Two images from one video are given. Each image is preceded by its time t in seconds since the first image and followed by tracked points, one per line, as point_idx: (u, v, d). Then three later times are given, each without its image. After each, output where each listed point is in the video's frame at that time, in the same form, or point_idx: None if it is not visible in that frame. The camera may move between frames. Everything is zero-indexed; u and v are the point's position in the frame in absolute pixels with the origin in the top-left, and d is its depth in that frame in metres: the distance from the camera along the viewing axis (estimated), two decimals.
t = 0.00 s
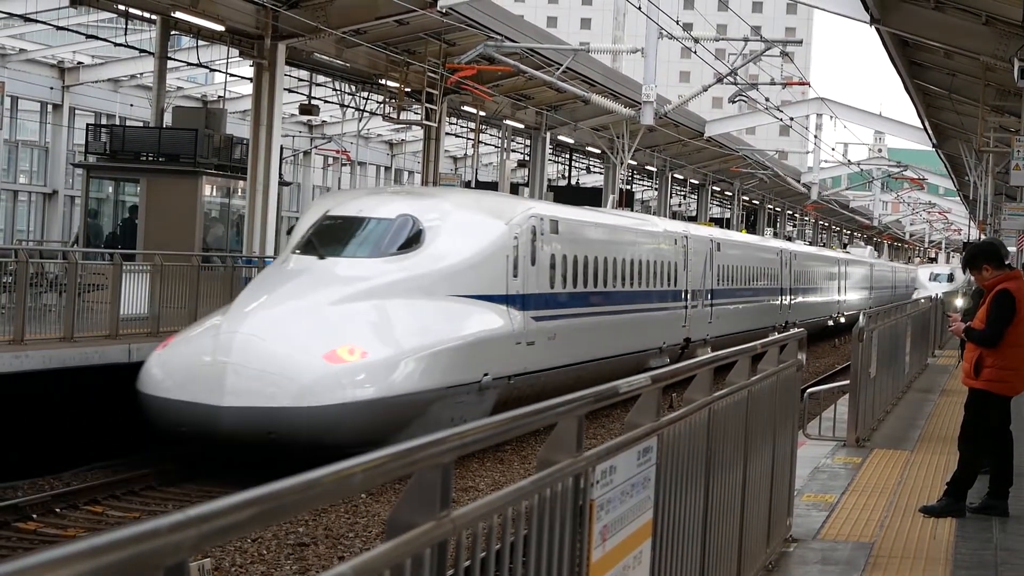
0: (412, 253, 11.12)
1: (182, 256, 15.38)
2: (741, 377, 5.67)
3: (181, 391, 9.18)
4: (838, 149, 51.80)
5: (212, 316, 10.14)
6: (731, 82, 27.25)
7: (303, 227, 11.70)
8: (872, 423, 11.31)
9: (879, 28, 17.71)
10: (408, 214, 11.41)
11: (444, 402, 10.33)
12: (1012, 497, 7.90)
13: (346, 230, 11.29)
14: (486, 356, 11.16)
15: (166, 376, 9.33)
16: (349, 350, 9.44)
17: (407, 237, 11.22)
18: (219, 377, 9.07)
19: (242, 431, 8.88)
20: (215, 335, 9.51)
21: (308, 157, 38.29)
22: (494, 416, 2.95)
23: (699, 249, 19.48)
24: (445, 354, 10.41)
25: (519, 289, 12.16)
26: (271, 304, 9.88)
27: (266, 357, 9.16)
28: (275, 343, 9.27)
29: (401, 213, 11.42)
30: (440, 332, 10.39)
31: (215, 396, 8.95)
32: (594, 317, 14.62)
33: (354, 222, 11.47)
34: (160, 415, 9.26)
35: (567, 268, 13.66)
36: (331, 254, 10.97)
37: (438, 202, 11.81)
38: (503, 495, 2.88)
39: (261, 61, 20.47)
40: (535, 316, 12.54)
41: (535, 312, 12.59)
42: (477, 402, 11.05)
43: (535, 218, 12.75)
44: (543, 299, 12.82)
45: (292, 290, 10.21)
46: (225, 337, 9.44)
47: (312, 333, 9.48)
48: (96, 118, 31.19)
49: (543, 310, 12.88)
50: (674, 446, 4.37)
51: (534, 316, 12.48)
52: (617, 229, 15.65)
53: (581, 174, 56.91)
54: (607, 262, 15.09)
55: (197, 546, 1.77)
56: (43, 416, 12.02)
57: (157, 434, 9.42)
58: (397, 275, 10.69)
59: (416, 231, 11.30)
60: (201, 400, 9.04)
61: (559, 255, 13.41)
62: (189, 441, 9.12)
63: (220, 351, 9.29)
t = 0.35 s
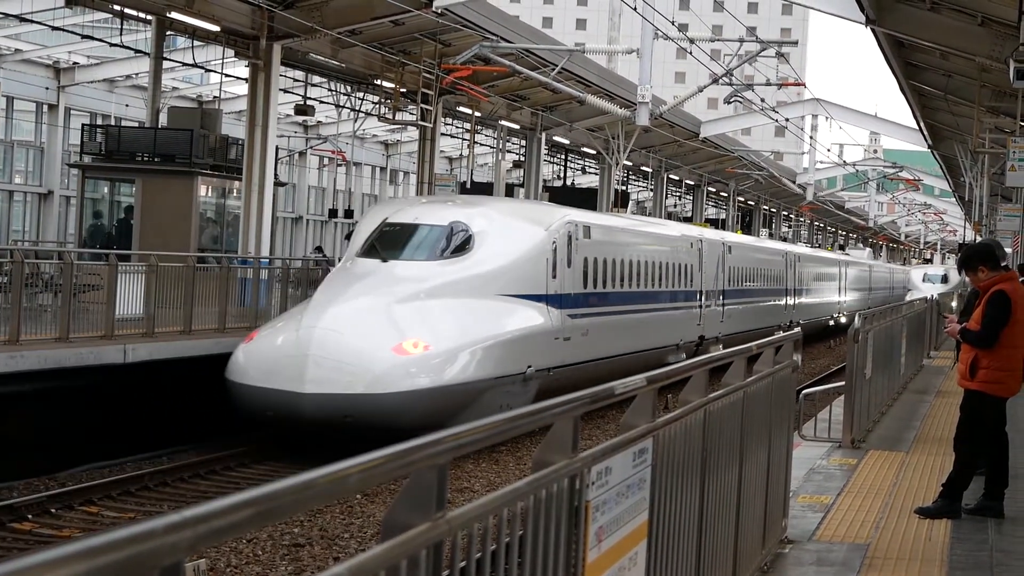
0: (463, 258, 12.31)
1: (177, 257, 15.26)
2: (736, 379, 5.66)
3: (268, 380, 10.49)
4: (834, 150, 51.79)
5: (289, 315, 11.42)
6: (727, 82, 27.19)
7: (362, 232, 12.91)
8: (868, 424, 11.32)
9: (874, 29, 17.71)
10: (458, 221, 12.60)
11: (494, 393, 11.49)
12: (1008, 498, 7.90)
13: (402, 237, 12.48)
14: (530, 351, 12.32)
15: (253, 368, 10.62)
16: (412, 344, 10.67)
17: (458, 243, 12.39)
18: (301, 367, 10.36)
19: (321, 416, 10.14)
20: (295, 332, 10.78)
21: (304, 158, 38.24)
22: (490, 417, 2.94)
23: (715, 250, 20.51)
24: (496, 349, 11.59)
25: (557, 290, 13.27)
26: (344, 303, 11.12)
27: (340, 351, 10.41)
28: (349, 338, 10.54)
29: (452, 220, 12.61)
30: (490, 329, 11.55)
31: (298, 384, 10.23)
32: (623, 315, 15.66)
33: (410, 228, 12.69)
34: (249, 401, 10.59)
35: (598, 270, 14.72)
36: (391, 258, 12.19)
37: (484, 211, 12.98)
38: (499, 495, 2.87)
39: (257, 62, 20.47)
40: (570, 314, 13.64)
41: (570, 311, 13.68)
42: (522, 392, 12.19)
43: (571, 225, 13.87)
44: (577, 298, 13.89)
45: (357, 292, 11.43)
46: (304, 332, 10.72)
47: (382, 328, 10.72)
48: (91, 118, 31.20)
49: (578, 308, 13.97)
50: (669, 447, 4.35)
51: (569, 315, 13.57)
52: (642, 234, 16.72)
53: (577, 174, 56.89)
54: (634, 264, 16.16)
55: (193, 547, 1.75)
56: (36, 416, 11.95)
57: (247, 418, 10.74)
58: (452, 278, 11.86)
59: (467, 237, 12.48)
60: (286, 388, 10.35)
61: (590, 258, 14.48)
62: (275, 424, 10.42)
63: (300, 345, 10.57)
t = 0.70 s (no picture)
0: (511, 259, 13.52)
1: (176, 256, 15.23)
2: (734, 379, 5.66)
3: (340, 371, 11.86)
4: (832, 150, 51.78)
5: (356, 312, 12.76)
6: (726, 82, 27.18)
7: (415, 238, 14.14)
8: (866, 424, 11.32)
9: (873, 29, 17.74)
10: (503, 225, 13.83)
11: (539, 381, 12.64)
12: (1006, 498, 7.90)
13: (453, 240, 13.72)
14: (570, 343, 13.48)
15: (326, 360, 11.97)
16: (468, 338, 11.95)
17: (504, 245, 13.60)
18: (370, 358, 11.71)
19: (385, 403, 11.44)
20: (362, 328, 12.13)
21: (302, 157, 38.20)
22: (490, 417, 2.94)
23: (728, 253, 21.32)
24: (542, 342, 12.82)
25: (593, 287, 14.41)
26: (406, 301, 12.42)
27: (402, 345, 11.72)
28: (411, 332, 11.87)
29: (498, 224, 13.84)
30: (535, 323, 12.73)
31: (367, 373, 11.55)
32: (648, 312, 16.69)
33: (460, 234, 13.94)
34: (321, 389, 11.92)
35: (626, 269, 15.79)
36: (444, 260, 13.40)
37: (525, 215, 14.16)
38: (497, 496, 2.86)
39: (255, 61, 20.50)
40: (604, 309, 14.77)
41: (602, 307, 14.79)
42: (562, 382, 13.31)
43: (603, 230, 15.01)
44: (610, 295, 15.01)
45: (415, 292, 12.70)
46: (372, 328, 12.07)
47: (441, 323, 12.02)
48: (90, 118, 31.21)
49: (611, 304, 15.11)
50: (667, 447, 4.35)
51: (602, 310, 14.68)
52: (663, 236, 17.68)
53: (575, 174, 56.87)
54: (658, 263, 17.21)
55: (189, 548, 1.75)
56: (33, 416, 11.99)
57: (321, 405, 12.09)
58: (501, 277, 13.07)
59: (513, 240, 13.69)
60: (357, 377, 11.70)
61: (619, 258, 15.56)
62: (346, 410, 11.76)
63: (368, 339, 11.91)
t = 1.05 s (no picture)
0: (550, 259, 14.45)
1: (175, 255, 15.19)
2: (733, 376, 5.66)
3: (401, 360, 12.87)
4: (831, 147, 51.83)
5: (413, 308, 13.73)
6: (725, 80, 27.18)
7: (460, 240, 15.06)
8: (865, 422, 11.35)
9: (871, 26, 17.81)
10: (543, 227, 14.75)
11: (579, 369, 13.52)
12: (1005, 495, 7.90)
13: (497, 241, 14.68)
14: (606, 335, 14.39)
15: (386, 351, 12.96)
16: (517, 330, 12.93)
17: (545, 246, 14.53)
18: (428, 348, 12.72)
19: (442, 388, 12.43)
20: (419, 322, 13.12)
21: (301, 155, 38.20)
22: (488, 414, 2.94)
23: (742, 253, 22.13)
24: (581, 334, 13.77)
25: (625, 284, 15.30)
26: (459, 297, 13.41)
27: (456, 338, 12.69)
28: (465, 325, 12.86)
29: (537, 226, 14.77)
30: (577, 316, 13.71)
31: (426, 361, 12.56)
32: (674, 308, 17.53)
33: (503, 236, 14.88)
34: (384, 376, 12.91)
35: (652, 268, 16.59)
36: (489, 259, 14.33)
37: (562, 218, 15.07)
38: (495, 494, 2.86)
39: (254, 60, 20.50)
40: (635, 305, 15.63)
41: (633, 302, 15.69)
42: (599, 371, 14.23)
43: (633, 231, 15.94)
44: (639, 292, 15.86)
45: (464, 289, 13.66)
46: (428, 322, 13.07)
47: (492, 316, 13.03)
48: (88, 116, 31.18)
49: (640, 301, 15.98)
50: (665, 446, 4.35)
51: (633, 306, 15.55)
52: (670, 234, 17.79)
53: (573, 171, 56.84)
54: (682, 263, 18.08)
55: (187, 545, 1.74)
56: (33, 412, 12.03)
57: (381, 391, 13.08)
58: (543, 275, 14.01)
59: (553, 241, 14.60)
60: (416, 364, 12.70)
61: (647, 257, 16.45)
62: (405, 396, 12.76)
63: (426, 331, 12.92)
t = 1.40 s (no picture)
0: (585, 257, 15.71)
1: (174, 251, 15.18)
2: (733, 371, 5.67)
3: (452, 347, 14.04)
4: (830, 142, 51.86)
5: (460, 301, 14.94)
6: (725, 75, 27.14)
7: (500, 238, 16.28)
8: (865, 417, 11.34)
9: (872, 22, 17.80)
10: (577, 227, 16.01)
11: (611, 358, 14.78)
12: (1004, 490, 7.91)
13: (535, 239, 15.88)
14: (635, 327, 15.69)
15: (438, 339, 14.12)
16: (558, 321, 14.14)
17: (579, 245, 15.76)
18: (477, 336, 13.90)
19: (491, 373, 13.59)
20: (467, 313, 14.30)
21: (300, 151, 38.17)
22: (486, 409, 2.94)
23: (756, 249, 23.38)
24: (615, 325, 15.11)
25: (650, 281, 16.64)
26: (504, 290, 14.62)
27: (504, 327, 13.86)
28: (511, 315, 14.04)
29: (572, 226, 16.02)
30: (609, 310, 14.97)
31: (476, 347, 13.72)
32: (695, 301, 18.85)
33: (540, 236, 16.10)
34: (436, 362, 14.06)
35: (673, 266, 17.73)
36: (529, 256, 15.53)
37: (594, 219, 16.33)
38: (494, 489, 2.86)
39: (253, 55, 20.49)
40: (659, 299, 16.97)
41: (657, 298, 16.97)
42: (627, 359, 15.44)
43: (658, 233, 17.21)
44: (663, 287, 17.19)
45: (508, 283, 14.87)
46: (476, 312, 14.26)
47: (536, 308, 14.24)
48: (88, 111, 31.13)
49: (664, 295, 17.31)
50: (665, 441, 4.37)
51: (658, 300, 16.90)
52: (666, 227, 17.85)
53: (573, 167, 56.76)
54: (703, 260, 19.35)
55: (186, 540, 1.75)
56: (30, 407, 12.26)
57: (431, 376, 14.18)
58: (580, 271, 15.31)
59: (587, 240, 15.87)
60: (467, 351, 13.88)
61: (670, 256, 17.69)
62: (454, 380, 13.91)
63: (475, 320, 14.10)
